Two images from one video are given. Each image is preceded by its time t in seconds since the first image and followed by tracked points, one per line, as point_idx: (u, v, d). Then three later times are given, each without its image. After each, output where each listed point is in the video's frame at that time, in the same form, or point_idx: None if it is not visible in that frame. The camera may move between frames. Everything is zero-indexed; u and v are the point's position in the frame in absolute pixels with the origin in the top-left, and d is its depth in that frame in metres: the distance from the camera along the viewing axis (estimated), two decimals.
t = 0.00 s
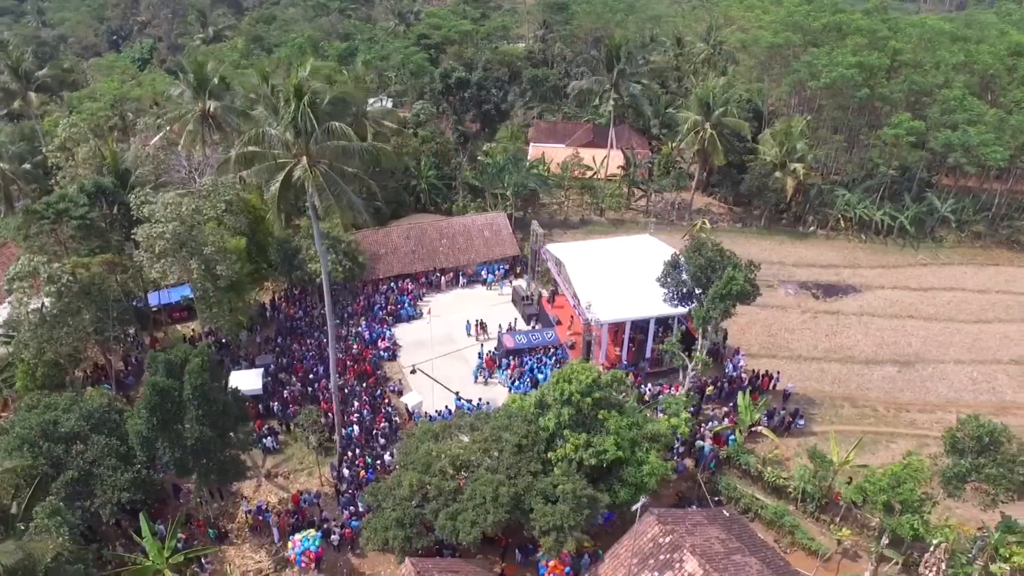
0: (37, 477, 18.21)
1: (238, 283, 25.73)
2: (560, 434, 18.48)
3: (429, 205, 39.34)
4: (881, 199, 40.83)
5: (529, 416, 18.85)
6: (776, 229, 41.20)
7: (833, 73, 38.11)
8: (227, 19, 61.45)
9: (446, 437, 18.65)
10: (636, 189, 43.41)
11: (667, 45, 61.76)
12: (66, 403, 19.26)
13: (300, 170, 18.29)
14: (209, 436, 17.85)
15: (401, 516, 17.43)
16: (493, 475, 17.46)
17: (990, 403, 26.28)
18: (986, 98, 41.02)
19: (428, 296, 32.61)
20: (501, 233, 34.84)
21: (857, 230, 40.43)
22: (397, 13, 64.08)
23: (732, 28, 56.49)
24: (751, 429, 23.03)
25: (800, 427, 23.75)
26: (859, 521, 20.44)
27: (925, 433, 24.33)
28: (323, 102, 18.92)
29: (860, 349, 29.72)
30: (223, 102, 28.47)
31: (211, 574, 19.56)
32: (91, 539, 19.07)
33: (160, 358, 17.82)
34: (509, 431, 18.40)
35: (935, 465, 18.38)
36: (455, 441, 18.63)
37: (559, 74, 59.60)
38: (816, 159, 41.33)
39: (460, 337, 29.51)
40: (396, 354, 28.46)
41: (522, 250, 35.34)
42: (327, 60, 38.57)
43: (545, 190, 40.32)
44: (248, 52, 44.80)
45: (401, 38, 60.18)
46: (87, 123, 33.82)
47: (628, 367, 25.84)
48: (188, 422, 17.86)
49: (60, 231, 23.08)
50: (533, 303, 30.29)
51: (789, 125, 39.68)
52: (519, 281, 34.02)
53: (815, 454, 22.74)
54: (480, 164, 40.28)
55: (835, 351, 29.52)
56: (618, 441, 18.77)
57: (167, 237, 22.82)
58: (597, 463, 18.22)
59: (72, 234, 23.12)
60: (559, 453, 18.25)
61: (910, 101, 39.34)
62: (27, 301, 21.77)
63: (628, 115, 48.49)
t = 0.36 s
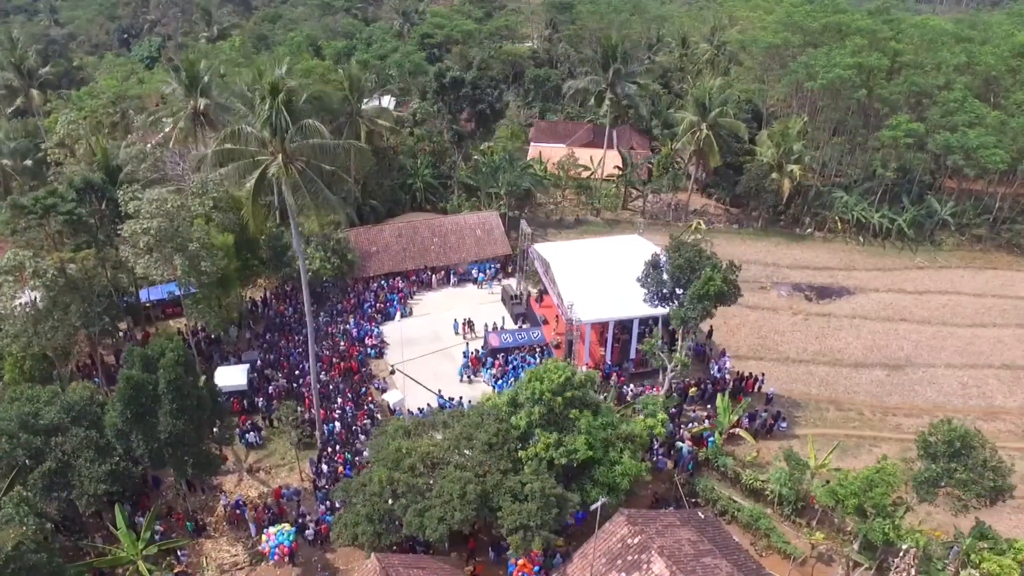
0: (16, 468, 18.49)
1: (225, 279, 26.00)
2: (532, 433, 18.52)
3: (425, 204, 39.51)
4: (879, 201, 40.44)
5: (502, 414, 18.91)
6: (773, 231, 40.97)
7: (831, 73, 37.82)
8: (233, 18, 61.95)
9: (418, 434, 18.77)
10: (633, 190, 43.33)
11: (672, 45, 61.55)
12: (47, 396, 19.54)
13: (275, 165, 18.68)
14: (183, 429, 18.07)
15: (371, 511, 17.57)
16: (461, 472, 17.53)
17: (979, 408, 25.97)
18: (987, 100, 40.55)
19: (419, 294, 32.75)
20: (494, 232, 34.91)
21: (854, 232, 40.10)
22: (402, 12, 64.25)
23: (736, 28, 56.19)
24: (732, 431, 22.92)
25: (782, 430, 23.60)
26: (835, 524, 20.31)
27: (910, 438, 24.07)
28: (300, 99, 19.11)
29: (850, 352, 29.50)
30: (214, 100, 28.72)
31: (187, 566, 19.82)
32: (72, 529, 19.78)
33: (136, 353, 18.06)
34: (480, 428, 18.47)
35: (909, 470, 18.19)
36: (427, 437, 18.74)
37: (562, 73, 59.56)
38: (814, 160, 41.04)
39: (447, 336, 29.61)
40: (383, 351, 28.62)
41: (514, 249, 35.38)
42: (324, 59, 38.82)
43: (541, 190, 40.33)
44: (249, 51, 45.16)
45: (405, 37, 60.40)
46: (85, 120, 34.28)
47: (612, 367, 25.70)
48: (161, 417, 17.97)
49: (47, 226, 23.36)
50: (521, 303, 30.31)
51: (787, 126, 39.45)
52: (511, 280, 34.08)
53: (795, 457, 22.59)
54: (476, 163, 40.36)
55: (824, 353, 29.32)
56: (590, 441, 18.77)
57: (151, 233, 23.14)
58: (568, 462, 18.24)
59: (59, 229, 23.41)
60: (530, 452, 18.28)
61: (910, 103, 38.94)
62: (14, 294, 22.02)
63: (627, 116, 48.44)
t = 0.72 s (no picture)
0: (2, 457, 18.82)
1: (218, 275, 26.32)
2: (507, 433, 18.55)
3: (426, 203, 39.70)
4: (884, 205, 39.93)
5: (478, 413, 18.96)
6: (776, 234, 40.62)
7: (835, 75, 37.42)
8: (245, 17, 62.50)
9: (395, 431, 18.91)
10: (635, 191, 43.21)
11: (682, 47, 61.26)
12: (35, 386, 19.90)
13: (258, 163, 18.89)
14: (162, 422, 18.32)
15: (345, 508, 17.72)
16: (435, 470, 17.59)
17: (973, 417, 25.56)
18: (997, 104, 39.90)
19: (415, 293, 32.89)
20: (491, 232, 34.98)
21: (858, 236, 39.65)
22: (412, 11, 64.48)
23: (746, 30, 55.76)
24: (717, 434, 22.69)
25: (769, 434, 23.39)
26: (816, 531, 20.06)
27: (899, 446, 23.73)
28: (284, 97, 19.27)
29: (845, 357, 29.18)
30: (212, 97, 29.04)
31: (168, 556, 20.08)
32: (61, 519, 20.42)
33: (119, 345, 18.36)
34: (456, 426, 18.54)
35: (889, 478, 17.91)
36: (404, 434, 18.87)
37: (570, 74, 59.48)
38: (818, 164, 40.65)
39: (439, 334, 29.71)
40: (375, 349, 28.79)
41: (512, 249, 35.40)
42: (327, 57, 39.14)
43: (541, 190, 40.30)
44: (256, 50, 45.62)
45: (414, 38, 60.66)
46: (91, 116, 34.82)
47: (600, 368, 25.58)
48: (140, 409, 18.21)
49: (42, 219, 23.71)
50: (514, 303, 30.33)
51: (790, 128, 39.10)
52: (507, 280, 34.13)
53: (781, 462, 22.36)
54: (477, 162, 40.44)
55: (818, 358, 29.02)
56: (565, 441, 18.75)
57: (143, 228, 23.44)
58: (543, 462, 18.22)
59: (54, 223, 23.78)
60: (504, 451, 18.30)
61: (916, 105, 38.40)
62: (7, 287, 22.32)
63: (631, 117, 48.31)
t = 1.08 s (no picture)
0: None
1: (212, 269, 26.64)
2: (484, 432, 18.56)
3: (428, 201, 39.87)
4: (890, 210, 39.45)
5: (457, 410, 18.99)
6: (780, 238, 40.33)
7: (840, 78, 37.00)
8: (258, 15, 63.13)
9: (373, 427, 19.02)
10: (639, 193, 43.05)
11: (694, 49, 60.88)
12: (24, 376, 20.27)
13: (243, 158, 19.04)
14: (144, 413, 18.58)
15: (320, 502, 17.85)
16: (409, 467, 17.66)
17: (969, 426, 25.13)
18: (1009, 109, 39.17)
19: (411, 290, 33.03)
20: (490, 231, 35.02)
21: (863, 241, 39.20)
22: (423, 10, 64.67)
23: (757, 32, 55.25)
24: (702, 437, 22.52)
25: (756, 440, 23.18)
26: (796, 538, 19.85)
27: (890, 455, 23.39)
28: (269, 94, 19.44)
29: (841, 363, 28.85)
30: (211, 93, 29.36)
31: (151, 546, 20.39)
32: (49, 507, 20.56)
33: (103, 337, 18.64)
34: (433, 423, 18.59)
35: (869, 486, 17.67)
36: (383, 430, 18.97)
37: (580, 74, 59.36)
38: (823, 167, 40.25)
39: (433, 332, 29.79)
40: (368, 345, 28.94)
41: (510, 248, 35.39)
42: (332, 55, 39.43)
43: (543, 190, 40.28)
44: (265, 48, 46.07)
45: (425, 37, 60.91)
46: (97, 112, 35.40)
47: (590, 370, 25.50)
48: (122, 400, 18.43)
49: (39, 212, 24.14)
50: (509, 302, 30.32)
51: (794, 131, 38.72)
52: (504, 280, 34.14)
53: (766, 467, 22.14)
54: (479, 162, 40.50)
55: (813, 364, 28.73)
56: (543, 441, 18.74)
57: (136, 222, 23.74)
58: (519, 461, 18.21)
59: (51, 216, 24.21)
60: (481, 450, 18.32)
61: (924, 110, 37.83)
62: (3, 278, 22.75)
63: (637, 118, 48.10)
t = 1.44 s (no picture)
0: None
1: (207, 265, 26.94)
2: (462, 431, 18.55)
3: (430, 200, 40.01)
4: (897, 216, 38.90)
5: (435, 409, 19.00)
6: (784, 242, 39.94)
7: (846, 81, 36.53)
8: (271, 13, 63.66)
9: (352, 423, 19.12)
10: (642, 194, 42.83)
11: (707, 50, 60.38)
12: (14, 366, 20.64)
13: (228, 154, 19.14)
14: (126, 405, 18.83)
15: (296, 497, 17.96)
16: (385, 464, 17.72)
17: (964, 436, 24.67)
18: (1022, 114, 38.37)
19: (408, 289, 33.14)
20: (488, 231, 35.02)
21: (868, 246, 38.71)
22: (435, 9, 64.76)
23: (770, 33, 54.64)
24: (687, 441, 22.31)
25: (744, 444, 22.95)
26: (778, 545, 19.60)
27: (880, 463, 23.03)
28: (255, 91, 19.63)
29: (837, 369, 28.48)
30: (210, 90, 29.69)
31: (135, 537, 20.63)
32: (38, 496, 20.89)
33: (88, 329, 18.92)
34: (411, 421, 18.64)
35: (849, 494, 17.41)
36: (362, 427, 19.05)
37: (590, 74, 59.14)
38: (829, 171, 39.76)
39: (427, 330, 29.86)
40: (361, 343, 29.07)
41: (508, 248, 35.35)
42: (337, 54, 39.69)
43: (545, 190, 40.22)
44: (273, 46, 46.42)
45: (436, 37, 61.06)
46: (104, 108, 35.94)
47: (579, 371, 25.43)
48: (106, 391, 18.66)
49: (37, 206, 24.56)
50: (503, 302, 30.28)
51: (799, 134, 38.30)
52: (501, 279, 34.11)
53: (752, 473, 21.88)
54: (482, 161, 40.52)
55: (809, 369, 28.40)
56: (521, 441, 18.70)
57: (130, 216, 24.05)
58: (495, 461, 18.18)
59: (48, 209, 24.63)
60: (458, 448, 18.32)
61: (933, 113, 37.21)
62: None
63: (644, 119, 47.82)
